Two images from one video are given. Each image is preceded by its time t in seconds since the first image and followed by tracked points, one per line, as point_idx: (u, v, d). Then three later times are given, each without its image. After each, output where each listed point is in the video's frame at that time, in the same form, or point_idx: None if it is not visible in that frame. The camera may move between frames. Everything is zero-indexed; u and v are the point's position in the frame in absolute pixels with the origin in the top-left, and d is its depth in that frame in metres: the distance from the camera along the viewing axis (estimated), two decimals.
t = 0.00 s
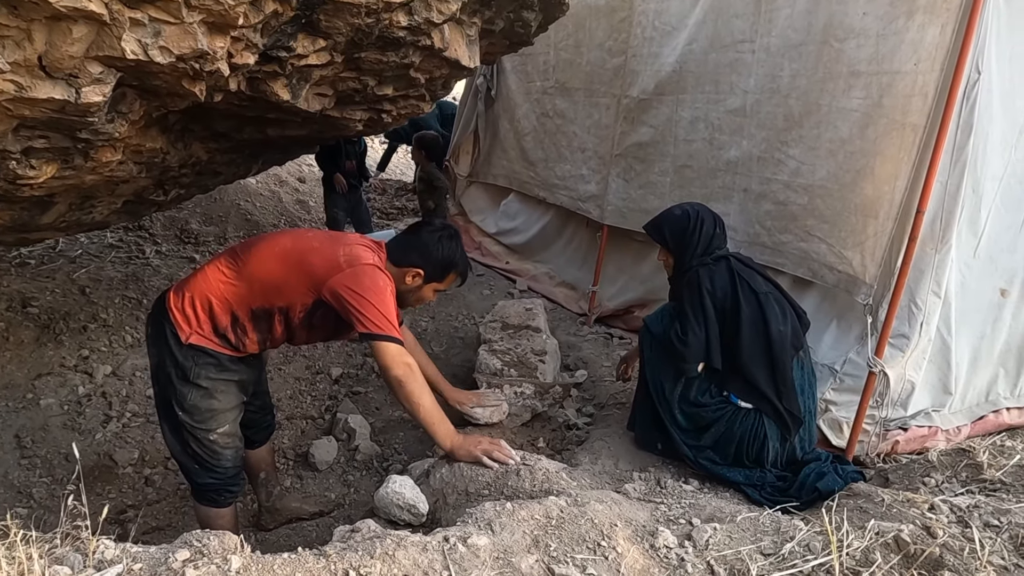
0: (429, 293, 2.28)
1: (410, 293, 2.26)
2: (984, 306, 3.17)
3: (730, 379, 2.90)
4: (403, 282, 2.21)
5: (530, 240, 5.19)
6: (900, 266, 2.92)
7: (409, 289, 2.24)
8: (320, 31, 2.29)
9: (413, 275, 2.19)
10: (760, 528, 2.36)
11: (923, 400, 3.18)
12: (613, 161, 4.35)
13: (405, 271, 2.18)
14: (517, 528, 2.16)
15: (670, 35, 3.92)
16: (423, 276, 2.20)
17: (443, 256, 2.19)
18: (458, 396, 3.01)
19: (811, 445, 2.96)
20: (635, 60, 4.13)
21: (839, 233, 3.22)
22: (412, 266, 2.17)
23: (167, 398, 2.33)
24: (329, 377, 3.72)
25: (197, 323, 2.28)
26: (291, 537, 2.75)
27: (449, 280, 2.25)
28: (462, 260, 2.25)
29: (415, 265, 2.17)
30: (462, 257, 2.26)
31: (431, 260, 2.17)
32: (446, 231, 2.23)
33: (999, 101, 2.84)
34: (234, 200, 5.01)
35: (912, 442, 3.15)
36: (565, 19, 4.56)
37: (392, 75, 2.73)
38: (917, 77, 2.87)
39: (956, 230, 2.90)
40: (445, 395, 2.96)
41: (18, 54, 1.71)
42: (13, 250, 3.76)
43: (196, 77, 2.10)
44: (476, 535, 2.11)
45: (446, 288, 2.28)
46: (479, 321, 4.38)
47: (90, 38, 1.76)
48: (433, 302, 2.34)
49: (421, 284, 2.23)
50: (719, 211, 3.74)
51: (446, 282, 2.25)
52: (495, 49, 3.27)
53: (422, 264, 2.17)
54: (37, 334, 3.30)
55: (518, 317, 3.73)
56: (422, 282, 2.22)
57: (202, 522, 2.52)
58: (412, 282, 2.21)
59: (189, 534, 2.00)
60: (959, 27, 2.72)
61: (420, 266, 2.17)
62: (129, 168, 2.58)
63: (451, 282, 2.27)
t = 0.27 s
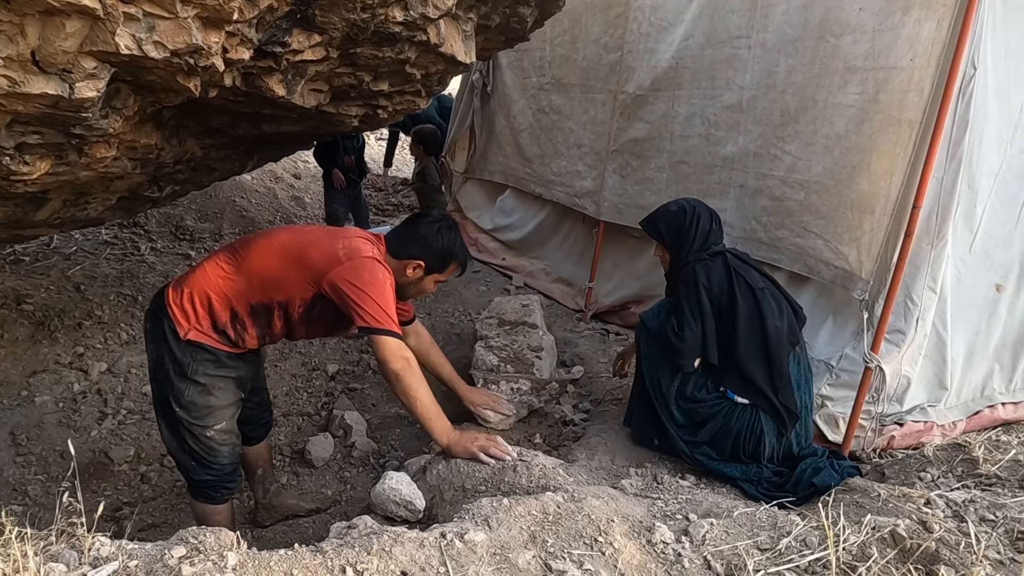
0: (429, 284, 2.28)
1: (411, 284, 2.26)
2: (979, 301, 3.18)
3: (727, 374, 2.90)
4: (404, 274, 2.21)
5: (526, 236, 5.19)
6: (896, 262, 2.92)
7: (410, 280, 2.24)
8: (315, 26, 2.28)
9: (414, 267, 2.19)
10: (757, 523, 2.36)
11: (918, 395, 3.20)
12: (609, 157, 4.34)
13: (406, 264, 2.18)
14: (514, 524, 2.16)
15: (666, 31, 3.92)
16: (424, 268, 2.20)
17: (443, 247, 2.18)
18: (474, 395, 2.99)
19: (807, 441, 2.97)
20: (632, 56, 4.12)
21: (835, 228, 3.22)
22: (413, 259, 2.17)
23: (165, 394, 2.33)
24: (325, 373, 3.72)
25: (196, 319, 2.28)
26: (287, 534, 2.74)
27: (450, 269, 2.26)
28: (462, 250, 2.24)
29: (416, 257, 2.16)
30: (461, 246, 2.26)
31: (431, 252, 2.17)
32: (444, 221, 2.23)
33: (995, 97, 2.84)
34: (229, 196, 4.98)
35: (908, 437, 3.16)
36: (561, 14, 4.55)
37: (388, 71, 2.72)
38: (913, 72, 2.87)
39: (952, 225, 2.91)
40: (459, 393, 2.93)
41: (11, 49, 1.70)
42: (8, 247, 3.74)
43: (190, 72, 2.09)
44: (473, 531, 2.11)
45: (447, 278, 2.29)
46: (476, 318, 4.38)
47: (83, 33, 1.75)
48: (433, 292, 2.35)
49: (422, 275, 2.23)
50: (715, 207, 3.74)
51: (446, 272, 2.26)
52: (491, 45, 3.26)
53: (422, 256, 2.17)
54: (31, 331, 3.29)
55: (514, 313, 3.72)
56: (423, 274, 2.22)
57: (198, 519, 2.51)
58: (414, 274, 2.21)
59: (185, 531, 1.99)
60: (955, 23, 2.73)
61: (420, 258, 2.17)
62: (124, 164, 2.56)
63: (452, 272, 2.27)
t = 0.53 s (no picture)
0: (435, 281, 2.29)
1: (416, 281, 2.27)
2: (975, 297, 3.18)
3: (724, 371, 2.91)
4: (409, 271, 2.22)
5: (523, 233, 5.18)
6: (892, 258, 2.93)
7: (415, 278, 2.25)
8: (312, 22, 2.28)
9: (420, 264, 2.20)
10: (753, 520, 2.37)
11: (914, 391, 3.21)
12: (606, 154, 4.34)
13: (411, 261, 2.19)
14: (511, 521, 2.16)
15: (662, 28, 3.92)
16: (430, 265, 2.21)
17: (448, 243, 2.19)
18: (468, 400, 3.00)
19: (804, 437, 2.98)
20: (628, 53, 4.12)
21: (832, 225, 3.22)
22: (419, 256, 2.18)
23: (167, 391, 2.33)
24: (322, 371, 3.71)
25: (200, 316, 2.28)
26: (285, 531, 2.75)
27: (455, 266, 2.26)
28: (467, 247, 2.24)
29: (421, 254, 2.17)
30: (467, 243, 2.26)
31: (436, 249, 2.18)
32: (448, 218, 2.23)
33: (991, 94, 2.85)
34: (225, 193, 4.95)
35: (904, 434, 3.17)
36: (557, 11, 4.54)
37: (385, 68, 2.72)
38: (909, 69, 2.87)
39: (948, 222, 2.91)
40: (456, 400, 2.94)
41: (6, 46, 1.69)
42: (3, 245, 3.73)
43: (186, 69, 2.08)
44: (470, 528, 2.11)
45: (453, 274, 2.29)
46: (473, 315, 4.38)
47: (79, 29, 1.74)
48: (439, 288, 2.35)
49: (427, 272, 2.23)
50: (712, 204, 3.74)
51: (452, 269, 2.26)
52: (488, 42, 3.26)
53: (427, 253, 2.17)
54: (27, 329, 3.28)
55: (511, 310, 3.72)
56: (428, 271, 2.23)
57: (196, 515, 2.51)
58: (420, 270, 2.22)
59: (183, 529, 1.99)
60: (951, 20, 2.73)
61: (426, 255, 2.18)
62: (120, 161, 2.56)
63: (457, 269, 2.28)
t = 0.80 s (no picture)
0: (436, 277, 2.29)
1: (417, 278, 2.27)
2: (971, 295, 3.19)
3: (721, 369, 2.91)
4: (410, 267, 2.23)
5: (521, 232, 5.18)
6: (889, 256, 2.94)
7: (416, 274, 2.26)
8: (309, 21, 2.27)
9: (420, 260, 2.21)
10: (750, 517, 2.37)
11: (910, 389, 3.21)
12: (603, 152, 4.34)
13: (412, 256, 2.20)
14: (508, 519, 2.17)
15: (659, 26, 3.91)
16: (430, 260, 2.22)
17: (448, 238, 2.20)
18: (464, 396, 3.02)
19: (801, 435, 2.98)
20: (625, 51, 4.12)
21: (828, 223, 3.23)
22: (419, 252, 2.19)
23: (167, 390, 2.33)
24: (319, 369, 3.71)
25: (201, 315, 2.28)
26: (282, 530, 2.75)
27: (455, 261, 2.26)
28: (467, 241, 2.25)
29: (421, 250, 2.19)
30: (466, 237, 2.27)
31: (437, 243, 2.19)
32: (448, 212, 2.25)
33: (987, 92, 2.85)
34: (222, 191, 4.92)
35: (900, 431, 3.18)
36: (554, 9, 4.53)
37: (382, 66, 2.71)
38: (906, 67, 2.88)
39: (944, 220, 2.92)
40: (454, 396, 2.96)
41: (2, 44, 1.69)
42: None
43: (183, 67, 2.08)
44: (467, 526, 2.11)
45: (454, 269, 2.30)
46: (470, 313, 4.38)
47: (75, 28, 1.74)
48: (440, 284, 2.36)
49: (427, 268, 2.24)
50: (709, 202, 3.75)
51: (452, 263, 2.27)
52: (485, 40, 3.26)
53: (427, 249, 2.19)
54: (24, 327, 3.28)
55: (508, 309, 3.73)
56: (430, 266, 2.24)
57: (194, 513, 2.51)
58: (421, 266, 2.23)
59: (180, 528, 1.99)
60: (947, 18, 2.73)
61: (427, 250, 2.19)
62: (116, 160, 2.55)
63: (457, 264, 2.29)
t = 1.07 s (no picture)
0: (437, 269, 2.30)
1: (417, 271, 2.28)
2: (971, 294, 3.20)
3: (720, 368, 2.92)
4: (411, 261, 2.24)
5: (520, 231, 5.18)
6: (888, 255, 2.94)
7: (417, 268, 2.27)
8: (308, 20, 2.27)
9: (421, 254, 2.22)
10: (749, 516, 2.38)
11: (910, 388, 3.22)
12: (603, 151, 4.34)
13: (412, 250, 2.21)
14: (508, 518, 2.17)
15: (659, 25, 3.91)
16: (430, 253, 2.22)
17: (448, 232, 2.21)
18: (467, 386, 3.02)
19: (800, 433, 2.98)
20: (625, 50, 4.12)
21: (827, 222, 3.23)
22: (419, 246, 2.20)
23: (190, 385, 2.37)
24: (319, 369, 3.71)
25: (210, 313, 2.31)
26: (282, 529, 2.76)
27: (455, 253, 2.27)
28: (466, 233, 2.26)
29: (421, 244, 2.19)
30: (466, 230, 2.27)
31: (437, 237, 2.19)
32: (447, 206, 2.25)
33: (986, 91, 2.85)
34: (222, 191, 4.90)
35: (900, 430, 3.18)
36: (554, 8, 4.53)
37: (381, 65, 2.71)
38: (905, 66, 2.88)
39: (943, 219, 2.92)
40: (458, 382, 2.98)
41: (2, 44, 1.69)
42: None
43: (182, 67, 2.08)
44: (467, 525, 2.11)
45: (454, 261, 2.31)
46: (469, 312, 4.38)
47: (75, 27, 1.74)
48: (440, 276, 2.37)
49: (428, 262, 2.25)
50: (708, 201, 3.75)
51: (452, 256, 2.28)
52: (484, 39, 3.26)
53: (427, 243, 2.19)
54: (23, 327, 3.29)
55: (508, 308, 3.73)
56: (430, 259, 2.25)
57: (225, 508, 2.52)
58: (421, 260, 2.24)
59: (180, 527, 1.99)
60: (946, 17, 2.73)
61: (427, 244, 2.20)
62: (116, 160, 2.55)
63: (457, 256, 2.30)
